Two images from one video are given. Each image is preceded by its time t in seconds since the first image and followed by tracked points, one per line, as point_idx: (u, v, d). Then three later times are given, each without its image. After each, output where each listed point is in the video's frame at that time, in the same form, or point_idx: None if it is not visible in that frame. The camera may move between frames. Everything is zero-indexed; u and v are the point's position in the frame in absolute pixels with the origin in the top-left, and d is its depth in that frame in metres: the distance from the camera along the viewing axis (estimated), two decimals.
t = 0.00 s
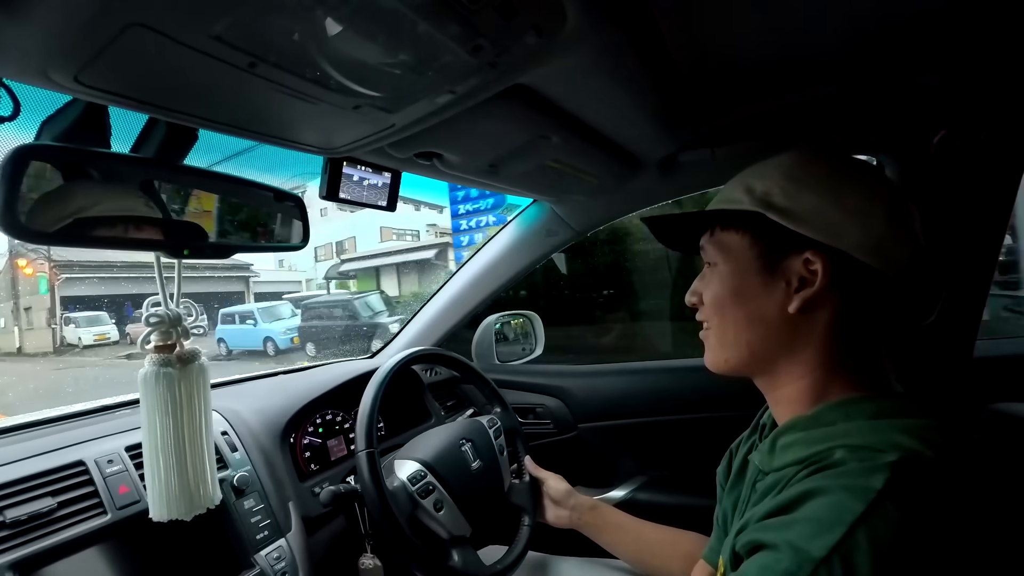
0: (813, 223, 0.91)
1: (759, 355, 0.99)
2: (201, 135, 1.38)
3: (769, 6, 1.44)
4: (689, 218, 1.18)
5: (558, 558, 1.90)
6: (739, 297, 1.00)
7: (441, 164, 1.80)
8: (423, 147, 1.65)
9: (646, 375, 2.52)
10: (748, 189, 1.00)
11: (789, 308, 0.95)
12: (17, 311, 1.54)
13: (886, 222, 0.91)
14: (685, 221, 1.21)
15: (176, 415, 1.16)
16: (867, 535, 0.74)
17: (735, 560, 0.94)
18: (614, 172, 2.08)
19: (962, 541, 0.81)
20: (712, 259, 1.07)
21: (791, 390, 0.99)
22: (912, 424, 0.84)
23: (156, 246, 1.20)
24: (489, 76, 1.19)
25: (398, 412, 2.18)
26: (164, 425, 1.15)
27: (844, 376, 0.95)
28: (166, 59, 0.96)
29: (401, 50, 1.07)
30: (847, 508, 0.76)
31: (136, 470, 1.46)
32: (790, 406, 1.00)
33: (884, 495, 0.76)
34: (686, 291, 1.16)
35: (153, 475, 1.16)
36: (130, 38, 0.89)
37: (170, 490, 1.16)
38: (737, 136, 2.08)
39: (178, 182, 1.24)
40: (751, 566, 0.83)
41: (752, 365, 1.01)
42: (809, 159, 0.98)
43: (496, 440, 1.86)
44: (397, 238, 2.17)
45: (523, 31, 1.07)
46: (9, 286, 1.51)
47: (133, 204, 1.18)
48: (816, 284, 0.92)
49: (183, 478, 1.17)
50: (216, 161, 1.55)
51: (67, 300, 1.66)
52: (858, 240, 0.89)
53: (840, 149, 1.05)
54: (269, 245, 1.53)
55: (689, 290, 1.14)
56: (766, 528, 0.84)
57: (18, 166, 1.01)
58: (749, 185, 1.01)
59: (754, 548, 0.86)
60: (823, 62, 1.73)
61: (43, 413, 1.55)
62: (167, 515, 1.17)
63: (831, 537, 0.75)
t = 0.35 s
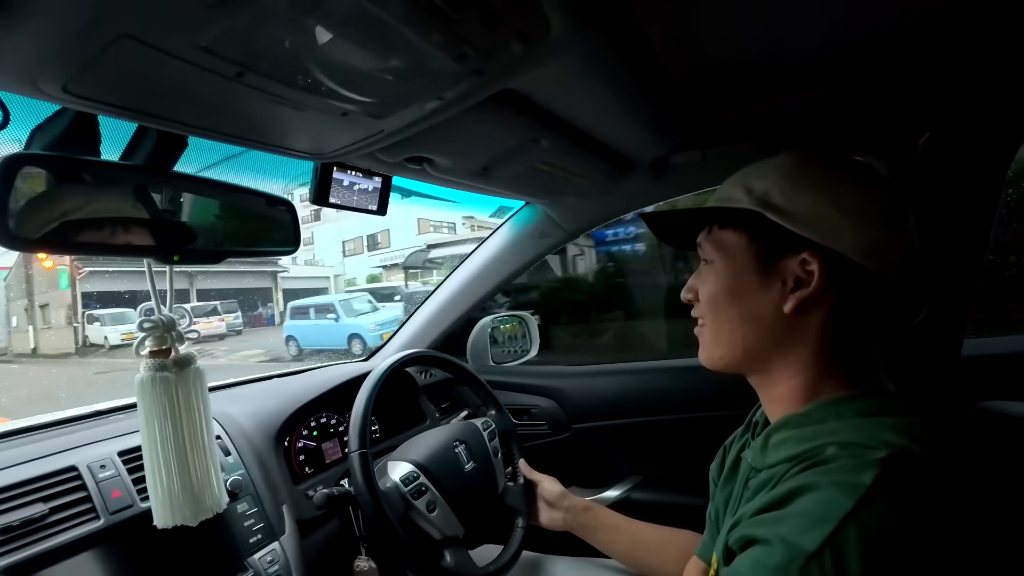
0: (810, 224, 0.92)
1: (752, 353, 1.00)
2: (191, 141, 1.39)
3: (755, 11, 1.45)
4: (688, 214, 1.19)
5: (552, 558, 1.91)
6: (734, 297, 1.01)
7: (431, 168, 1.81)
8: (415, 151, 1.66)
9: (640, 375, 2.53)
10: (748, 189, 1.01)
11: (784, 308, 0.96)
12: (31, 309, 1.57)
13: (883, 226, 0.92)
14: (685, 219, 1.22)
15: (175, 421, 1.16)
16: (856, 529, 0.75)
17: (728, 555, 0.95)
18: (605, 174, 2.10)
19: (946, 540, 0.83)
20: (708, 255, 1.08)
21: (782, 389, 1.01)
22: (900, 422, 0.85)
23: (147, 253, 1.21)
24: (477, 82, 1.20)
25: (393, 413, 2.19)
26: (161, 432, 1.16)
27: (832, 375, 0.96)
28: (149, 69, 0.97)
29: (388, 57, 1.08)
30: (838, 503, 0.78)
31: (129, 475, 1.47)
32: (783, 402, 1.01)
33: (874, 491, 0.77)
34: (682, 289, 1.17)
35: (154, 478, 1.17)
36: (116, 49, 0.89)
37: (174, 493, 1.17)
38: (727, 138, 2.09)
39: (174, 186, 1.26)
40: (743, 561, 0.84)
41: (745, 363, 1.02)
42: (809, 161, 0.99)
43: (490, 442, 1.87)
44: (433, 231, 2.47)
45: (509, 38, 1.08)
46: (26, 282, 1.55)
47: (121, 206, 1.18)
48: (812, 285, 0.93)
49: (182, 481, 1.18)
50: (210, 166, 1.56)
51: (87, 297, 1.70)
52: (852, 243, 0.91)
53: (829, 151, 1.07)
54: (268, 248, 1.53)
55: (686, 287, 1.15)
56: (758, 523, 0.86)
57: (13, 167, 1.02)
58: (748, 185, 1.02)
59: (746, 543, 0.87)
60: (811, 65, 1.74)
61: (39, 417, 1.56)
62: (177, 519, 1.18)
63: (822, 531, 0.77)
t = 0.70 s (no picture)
0: (803, 222, 0.91)
1: (753, 351, 0.99)
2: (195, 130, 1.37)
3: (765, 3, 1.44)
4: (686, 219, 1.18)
5: (555, 554, 1.90)
6: (732, 297, 1.00)
7: (437, 161, 1.79)
8: (419, 143, 1.65)
9: (642, 371, 2.52)
10: (740, 190, 1.00)
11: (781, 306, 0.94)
12: (51, 304, 1.63)
13: (878, 222, 0.91)
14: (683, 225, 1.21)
15: (170, 411, 1.15)
16: (859, 522, 0.74)
17: (732, 550, 0.94)
18: (610, 168, 2.08)
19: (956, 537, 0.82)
20: (706, 259, 1.06)
21: (783, 385, 1.00)
22: (900, 415, 0.84)
23: (152, 244, 1.20)
24: (486, 72, 1.18)
25: (395, 408, 2.18)
26: (158, 422, 1.15)
27: (832, 371, 0.96)
28: (160, 55, 0.96)
29: (397, 45, 1.06)
30: (840, 496, 0.77)
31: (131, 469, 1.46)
32: (784, 398, 1.00)
33: (877, 484, 0.76)
34: (682, 291, 1.16)
35: (143, 472, 1.16)
36: (124, 32, 0.88)
37: (159, 488, 1.16)
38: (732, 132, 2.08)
39: (167, 180, 1.23)
40: (748, 556, 0.84)
41: (745, 362, 1.01)
42: (800, 158, 0.98)
43: (493, 439, 1.86)
44: (480, 223, 2.45)
45: (520, 27, 1.06)
46: (46, 272, 1.63)
47: (130, 204, 1.17)
48: (809, 281, 0.91)
49: (171, 475, 1.17)
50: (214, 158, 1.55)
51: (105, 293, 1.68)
52: (844, 236, 0.90)
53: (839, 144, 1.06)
54: (268, 242, 1.50)
55: (686, 289, 1.13)
56: (762, 518, 0.85)
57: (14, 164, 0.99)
58: (740, 186, 1.01)
59: (751, 538, 0.86)
60: (820, 59, 1.73)
61: (34, 412, 1.53)
62: (155, 513, 1.16)
63: (823, 524, 0.76)
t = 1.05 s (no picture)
0: (802, 217, 0.93)
1: (751, 346, 1.01)
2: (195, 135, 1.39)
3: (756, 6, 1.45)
4: (682, 214, 1.19)
5: (554, 553, 1.91)
6: (731, 291, 1.01)
7: (433, 165, 1.81)
8: (416, 148, 1.66)
9: (640, 370, 2.54)
10: (741, 185, 1.02)
11: (780, 300, 0.96)
12: (73, 300, 1.68)
13: (876, 218, 0.92)
14: (682, 219, 1.22)
15: (177, 412, 1.16)
16: (858, 517, 0.76)
17: (731, 547, 0.95)
18: (605, 170, 2.10)
19: (948, 533, 0.83)
20: (707, 252, 1.08)
21: (781, 381, 1.01)
22: (895, 410, 0.86)
23: (148, 248, 1.21)
24: (480, 78, 1.20)
25: (394, 410, 2.19)
26: (165, 425, 1.16)
27: (830, 368, 0.97)
28: (157, 66, 0.97)
29: (392, 52, 1.08)
30: (839, 492, 0.78)
31: (132, 472, 1.47)
32: (782, 395, 1.01)
33: (875, 480, 0.78)
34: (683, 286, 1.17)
35: (155, 475, 1.17)
36: (123, 45, 0.89)
37: (174, 490, 1.18)
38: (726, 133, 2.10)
39: (166, 185, 1.24)
40: (748, 553, 0.85)
41: (745, 357, 1.03)
42: (803, 155, 1.00)
43: (492, 438, 1.87)
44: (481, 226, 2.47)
45: (513, 33, 1.08)
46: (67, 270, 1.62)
47: (125, 206, 1.18)
48: (807, 276, 0.93)
49: (186, 477, 1.19)
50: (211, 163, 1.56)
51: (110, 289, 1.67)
52: (842, 232, 0.91)
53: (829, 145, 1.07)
54: (266, 246, 1.52)
55: (686, 283, 1.15)
56: (762, 514, 0.86)
57: (14, 172, 1.01)
58: (742, 181, 1.03)
59: (751, 535, 0.88)
60: (811, 60, 1.74)
61: (36, 417, 1.55)
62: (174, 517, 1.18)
63: (823, 520, 0.77)
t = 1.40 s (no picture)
0: (804, 220, 0.94)
1: (755, 346, 1.02)
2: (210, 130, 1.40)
3: (768, 8, 1.47)
4: (686, 216, 1.21)
5: (557, 549, 1.92)
6: (735, 292, 1.03)
7: (444, 161, 1.82)
8: (428, 144, 1.68)
9: (643, 369, 2.55)
10: (742, 188, 1.03)
11: (783, 302, 0.97)
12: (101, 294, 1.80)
13: (875, 219, 0.94)
14: (683, 222, 1.24)
15: (189, 405, 1.18)
16: (864, 515, 0.77)
17: (736, 543, 0.97)
18: (612, 169, 2.11)
19: (954, 528, 0.85)
20: (709, 253, 1.09)
21: (785, 380, 1.03)
22: (900, 409, 0.87)
23: (156, 240, 1.21)
24: (497, 75, 1.22)
25: (399, 406, 2.20)
26: (174, 416, 1.17)
27: (832, 367, 0.98)
28: (184, 56, 0.98)
29: (412, 49, 1.09)
30: (845, 490, 0.79)
31: (143, 463, 1.49)
32: (787, 394, 1.03)
33: (880, 478, 0.79)
34: (685, 286, 1.19)
35: (163, 463, 1.19)
36: (154, 36, 0.90)
37: (179, 479, 1.19)
38: (733, 134, 2.11)
39: (179, 177, 1.26)
40: (752, 549, 0.86)
41: (748, 357, 1.04)
42: (803, 156, 1.02)
43: (497, 435, 1.88)
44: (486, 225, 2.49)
45: (533, 31, 1.09)
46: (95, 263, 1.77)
47: (134, 201, 1.18)
48: (811, 279, 0.94)
49: (185, 469, 1.19)
50: (226, 157, 1.58)
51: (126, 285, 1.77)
52: (844, 234, 0.92)
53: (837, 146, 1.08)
54: (276, 241, 1.53)
55: (689, 284, 1.16)
56: (766, 511, 0.88)
57: (36, 170, 1.03)
58: (743, 183, 1.04)
59: (756, 531, 0.89)
60: (820, 62, 1.76)
61: (42, 409, 1.55)
62: (178, 505, 1.19)
63: (828, 517, 0.79)
